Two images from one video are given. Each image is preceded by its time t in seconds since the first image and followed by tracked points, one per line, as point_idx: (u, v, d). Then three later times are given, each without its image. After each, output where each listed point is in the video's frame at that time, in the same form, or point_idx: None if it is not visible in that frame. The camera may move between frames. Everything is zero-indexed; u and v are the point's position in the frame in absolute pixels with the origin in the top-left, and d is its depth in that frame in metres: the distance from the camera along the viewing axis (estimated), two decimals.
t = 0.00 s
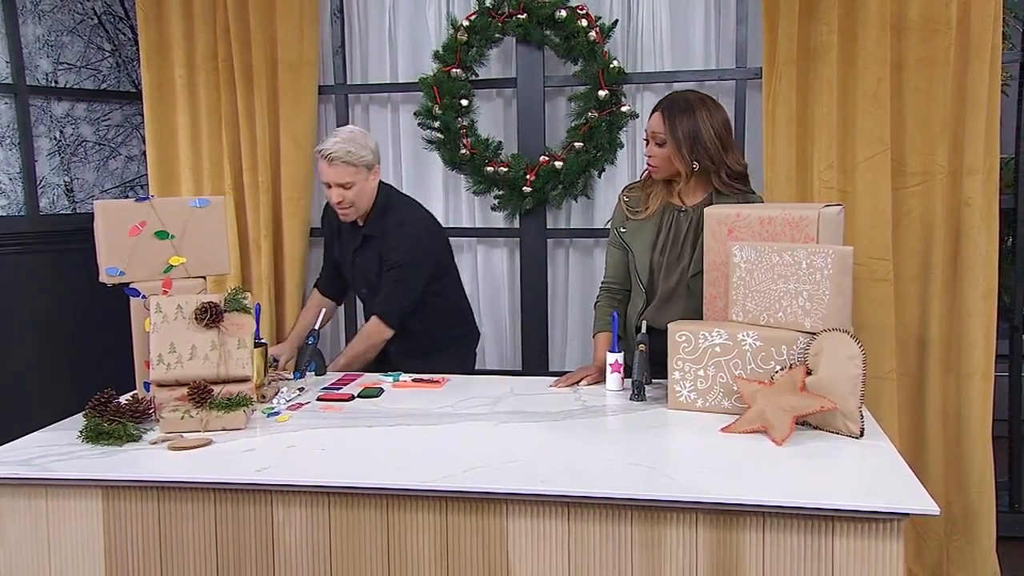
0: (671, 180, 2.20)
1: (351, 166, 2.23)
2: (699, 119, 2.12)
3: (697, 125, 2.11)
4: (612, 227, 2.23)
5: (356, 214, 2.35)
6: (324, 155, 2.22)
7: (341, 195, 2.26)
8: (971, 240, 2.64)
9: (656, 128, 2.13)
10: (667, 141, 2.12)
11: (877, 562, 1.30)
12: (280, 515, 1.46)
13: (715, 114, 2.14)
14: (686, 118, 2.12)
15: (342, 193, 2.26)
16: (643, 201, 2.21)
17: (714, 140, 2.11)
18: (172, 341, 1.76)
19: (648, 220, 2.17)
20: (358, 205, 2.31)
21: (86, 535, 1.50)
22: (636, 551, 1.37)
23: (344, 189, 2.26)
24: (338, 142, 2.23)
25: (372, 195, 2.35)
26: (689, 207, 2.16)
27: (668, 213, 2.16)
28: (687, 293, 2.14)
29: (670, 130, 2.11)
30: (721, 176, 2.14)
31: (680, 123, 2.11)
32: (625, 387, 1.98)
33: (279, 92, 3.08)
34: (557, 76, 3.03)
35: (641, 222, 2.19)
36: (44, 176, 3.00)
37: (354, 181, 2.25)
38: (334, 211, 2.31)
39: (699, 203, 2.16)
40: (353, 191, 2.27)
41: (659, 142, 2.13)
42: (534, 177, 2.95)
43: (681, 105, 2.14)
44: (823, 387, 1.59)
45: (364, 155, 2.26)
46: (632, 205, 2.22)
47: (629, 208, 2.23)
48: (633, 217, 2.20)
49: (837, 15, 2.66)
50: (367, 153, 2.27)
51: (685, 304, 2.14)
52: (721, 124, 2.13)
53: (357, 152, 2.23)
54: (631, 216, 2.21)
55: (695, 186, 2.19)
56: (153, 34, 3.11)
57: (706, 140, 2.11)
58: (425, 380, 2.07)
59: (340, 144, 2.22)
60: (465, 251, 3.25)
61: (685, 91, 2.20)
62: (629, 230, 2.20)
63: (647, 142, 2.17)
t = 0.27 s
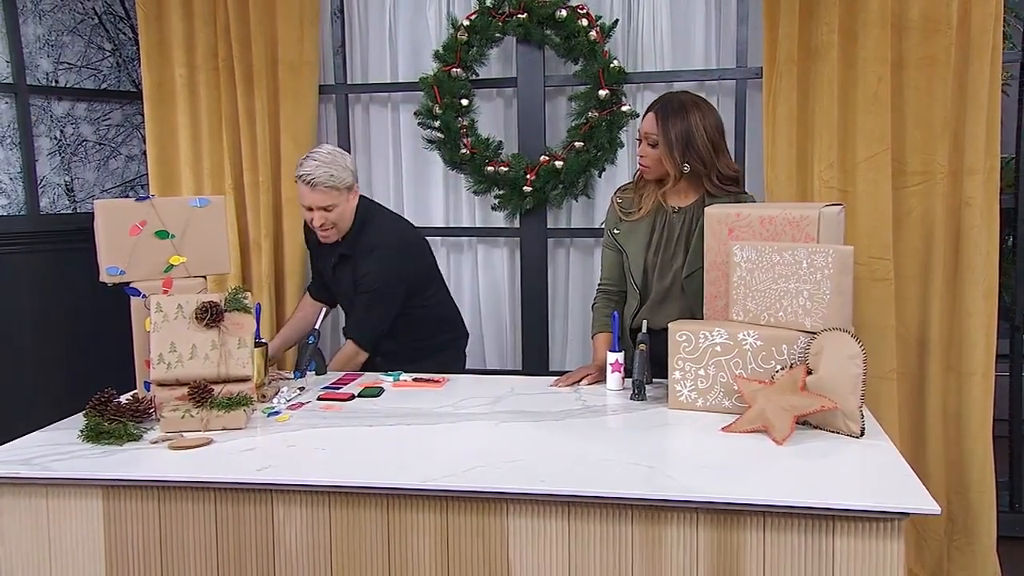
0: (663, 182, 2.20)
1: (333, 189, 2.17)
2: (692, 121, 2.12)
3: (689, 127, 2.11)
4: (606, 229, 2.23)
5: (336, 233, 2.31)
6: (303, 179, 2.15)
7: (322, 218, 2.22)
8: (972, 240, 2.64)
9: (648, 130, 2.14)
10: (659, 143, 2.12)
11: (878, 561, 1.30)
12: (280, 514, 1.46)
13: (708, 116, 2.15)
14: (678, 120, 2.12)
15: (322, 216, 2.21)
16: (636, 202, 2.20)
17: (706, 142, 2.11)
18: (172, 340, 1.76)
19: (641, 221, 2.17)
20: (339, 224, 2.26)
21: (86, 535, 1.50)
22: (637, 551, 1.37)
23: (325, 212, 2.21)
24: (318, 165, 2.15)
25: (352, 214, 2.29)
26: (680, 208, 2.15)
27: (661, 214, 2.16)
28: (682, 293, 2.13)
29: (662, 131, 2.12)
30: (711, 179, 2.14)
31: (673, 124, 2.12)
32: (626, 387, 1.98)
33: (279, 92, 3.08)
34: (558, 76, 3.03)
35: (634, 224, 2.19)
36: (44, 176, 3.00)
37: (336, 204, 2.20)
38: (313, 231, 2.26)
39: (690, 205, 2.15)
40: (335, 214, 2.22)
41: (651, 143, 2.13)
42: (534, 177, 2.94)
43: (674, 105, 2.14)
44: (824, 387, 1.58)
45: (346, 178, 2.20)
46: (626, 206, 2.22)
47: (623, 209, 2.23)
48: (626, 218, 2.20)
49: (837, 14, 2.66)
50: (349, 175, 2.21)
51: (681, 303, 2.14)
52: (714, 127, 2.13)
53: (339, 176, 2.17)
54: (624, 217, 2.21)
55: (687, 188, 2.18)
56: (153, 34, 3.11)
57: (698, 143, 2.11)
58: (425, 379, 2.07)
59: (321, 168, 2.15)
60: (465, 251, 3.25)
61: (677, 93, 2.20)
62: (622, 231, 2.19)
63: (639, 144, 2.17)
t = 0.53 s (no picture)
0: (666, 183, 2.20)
1: (329, 212, 2.16)
2: (692, 125, 2.11)
3: (689, 131, 2.10)
4: (611, 230, 2.23)
5: (325, 258, 2.28)
6: (300, 198, 2.14)
7: (313, 238, 2.19)
8: (976, 240, 2.64)
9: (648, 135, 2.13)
10: (660, 147, 2.12)
11: (882, 561, 1.29)
12: (283, 514, 1.46)
13: (708, 119, 2.13)
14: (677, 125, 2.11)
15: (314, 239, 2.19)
16: (641, 203, 2.21)
17: (707, 146, 2.11)
18: (175, 339, 1.76)
19: (646, 222, 2.17)
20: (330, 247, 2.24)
21: (89, 534, 1.50)
22: (639, 550, 1.37)
23: (318, 233, 2.19)
24: (318, 185, 2.15)
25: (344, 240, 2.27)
26: (685, 209, 2.15)
27: (664, 216, 2.16)
28: (686, 293, 2.13)
29: (663, 136, 2.11)
30: (714, 182, 2.14)
31: (672, 128, 2.11)
32: (628, 387, 1.98)
33: (282, 91, 3.08)
34: (560, 75, 3.03)
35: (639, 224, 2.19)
36: (46, 175, 3.00)
37: (330, 226, 2.19)
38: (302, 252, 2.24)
39: (695, 206, 2.15)
40: (327, 236, 2.20)
41: (651, 149, 2.13)
42: (536, 176, 2.94)
43: (675, 109, 2.13)
44: (827, 386, 1.58)
45: (342, 202, 2.19)
46: (631, 207, 2.22)
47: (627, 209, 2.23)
48: (631, 219, 2.19)
49: (840, 14, 2.66)
50: (346, 200, 2.20)
51: (685, 303, 2.14)
52: (714, 130, 2.12)
53: (337, 199, 2.17)
54: (629, 218, 2.21)
55: (690, 190, 2.18)
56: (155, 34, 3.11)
57: (699, 147, 2.10)
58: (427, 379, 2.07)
59: (320, 189, 2.15)
60: (467, 251, 3.25)
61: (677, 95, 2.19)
62: (628, 232, 2.19)
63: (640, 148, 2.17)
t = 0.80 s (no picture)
0: (674, 183, 2.20)
1: (329, 219, 2.16)
2: (703, 125, 2.10)
3: (701, 131, 2.10)
4: (620, 230, 2.23)
5: (325, 267, 2.27)
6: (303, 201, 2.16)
7: (312, 245, 2.19)
8: (980, 240, 2.63)
9: (659, 134, 2.13)
10: (671, 147, 2.12)
11: (887, 561, 1.29)
12: (287, 514, 1.46)
13: (720, 120, 2.13)
14: (689, 125, 2.11)
15: (311, 245, 2.19)
16: (649, 203, 2.20)
17: (717, 147, 2.10)
18: (179, 338, 1.77)
19: (654, 221, 2.17)
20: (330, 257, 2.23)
21: (93, 533, 1.50)
22: (644, 551, 1.36)
23: (316, 240, 2.18)
24: (323, 191, 2.16)
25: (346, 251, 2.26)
26: (693, 209, 2.15)
27: (672, 216, 2.16)
28: (694, 292, 2.13)
29: (674, 136, 2.11)
30: (724, 183, 2.13)
31: (684, 128, 2.10)
32: (632, 387, 1.98)
33: (285, 91, 3.08)
34: (564, 75, 3.02)
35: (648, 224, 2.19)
36: (50, 175, 3.00)
37: (330, 234, 2.18)
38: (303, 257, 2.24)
39: (703, 207, 2.15)
40: (326, 244, 2.19)
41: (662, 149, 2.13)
42: (540, 176, 2.94)
43: (686, 109, 2.13)
44: (832, 386, 1.58)
45: (344, 211, 2.18)
46: (640, 206, 2.22)
47: (636, 209, 2.23)
48: (640, 219, 2.20)
49: (844, 13, 2.66)
50: (350, 210, 2.19)
51: (692, 302, 2.14)
52: (726, 132, 2.12)
53: (338, 208, 2.16)
54: (637, 218, 2.21)
55: (699, 190, 2.18)
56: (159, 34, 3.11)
57: (710, 148, 2.10)
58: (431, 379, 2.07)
59: (323, 196, 2.16)
60: (470, 251, 3.25)
61: (689, 94, 2.18)
62: (636, 231, 2.19)
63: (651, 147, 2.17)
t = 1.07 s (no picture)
0: (684, 183, 2.19)
1: (340, 219, 2.17)
2: (713, 125, 2.10)
3: (711, 131, 2.09)
4: (628, 229, 2.22)
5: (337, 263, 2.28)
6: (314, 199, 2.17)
7: (323, 243, 2.20)
8: (987, 239, 2.62)
9: (670, 134, 2.12)
10: (681, 147, 2.11)
11: (896, 562, 1.28)
12: (294, 513, 1.46)
13: (730, 119, 2.12)
14: (699, 125, 2.10)
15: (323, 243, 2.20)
16: (659, 203, 2.20)
17: (728, 147, 2.10)
18: (184, 338, 1.77)
19: (663, 221, 2.16)
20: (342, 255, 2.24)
21: (100, 533, 1.50)
22: (651, 551, 1.36)
23: (328, 238, 2.19)
24: (334, 190, 2.16)
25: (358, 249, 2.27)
26: (703, 209, 2.14)
27: (682, 215, 2.15)
28: (705, 292, 2.13)
29: (684, 136, 2.10)
30: (734, 183, 2.13)
31: (694, 128, 2.10)
32: (638, 387, 1.97)
33: (290, 91, 3.08)
34: (569, 75, 3.02)
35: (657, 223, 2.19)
36: (56, 175, 3.01)
37: (341, 233, 2.19)
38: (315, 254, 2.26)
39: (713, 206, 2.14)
40: (337, 242, 2.20)
41: (672, 149, 2.12)
42: (545, 176, 2.94)
43: (697, 109, 2.12)
44: (839, 386, 1.58)
45: (356, 211, 2.18)
46: (648, 205, 2.22)
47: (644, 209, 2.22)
48: (649, 218, 2.19)
49: (850, 13, 2.65)
50: (361, 210, 2.19)
51: (703, 301, 2.13)
52: (737, 131, 2.12)
53: (349, 207, 2.17)
54: (646, 217, 2.21)
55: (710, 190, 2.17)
56: (165, 33, 3.12)
57: (721, 148, 2.10)
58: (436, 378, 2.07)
59: (334, 195, 2.16)
60: (475, 250, 3.25)
61: (698, 94, 2.18)
62: (645, 232, 2.19)
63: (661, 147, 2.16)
